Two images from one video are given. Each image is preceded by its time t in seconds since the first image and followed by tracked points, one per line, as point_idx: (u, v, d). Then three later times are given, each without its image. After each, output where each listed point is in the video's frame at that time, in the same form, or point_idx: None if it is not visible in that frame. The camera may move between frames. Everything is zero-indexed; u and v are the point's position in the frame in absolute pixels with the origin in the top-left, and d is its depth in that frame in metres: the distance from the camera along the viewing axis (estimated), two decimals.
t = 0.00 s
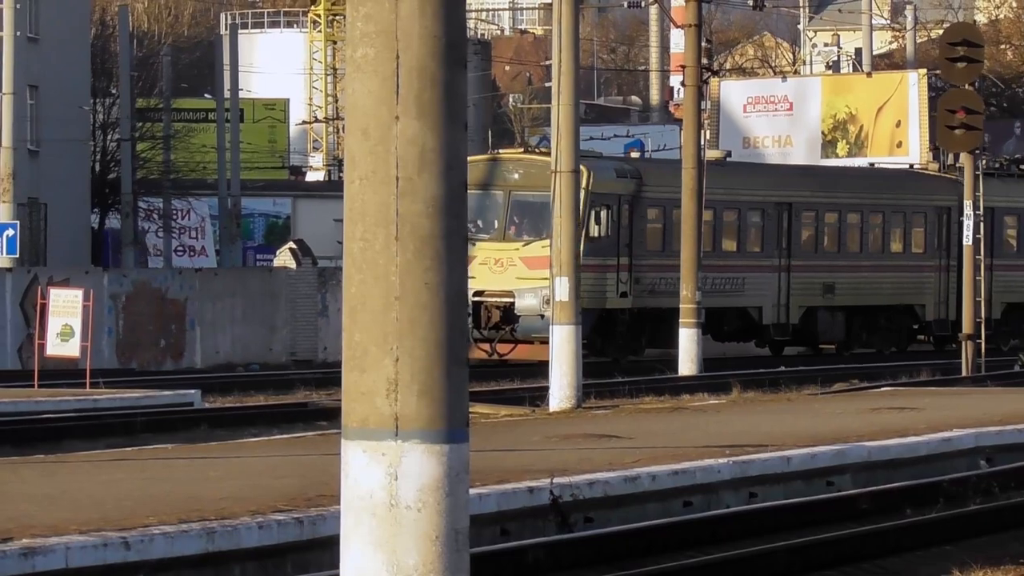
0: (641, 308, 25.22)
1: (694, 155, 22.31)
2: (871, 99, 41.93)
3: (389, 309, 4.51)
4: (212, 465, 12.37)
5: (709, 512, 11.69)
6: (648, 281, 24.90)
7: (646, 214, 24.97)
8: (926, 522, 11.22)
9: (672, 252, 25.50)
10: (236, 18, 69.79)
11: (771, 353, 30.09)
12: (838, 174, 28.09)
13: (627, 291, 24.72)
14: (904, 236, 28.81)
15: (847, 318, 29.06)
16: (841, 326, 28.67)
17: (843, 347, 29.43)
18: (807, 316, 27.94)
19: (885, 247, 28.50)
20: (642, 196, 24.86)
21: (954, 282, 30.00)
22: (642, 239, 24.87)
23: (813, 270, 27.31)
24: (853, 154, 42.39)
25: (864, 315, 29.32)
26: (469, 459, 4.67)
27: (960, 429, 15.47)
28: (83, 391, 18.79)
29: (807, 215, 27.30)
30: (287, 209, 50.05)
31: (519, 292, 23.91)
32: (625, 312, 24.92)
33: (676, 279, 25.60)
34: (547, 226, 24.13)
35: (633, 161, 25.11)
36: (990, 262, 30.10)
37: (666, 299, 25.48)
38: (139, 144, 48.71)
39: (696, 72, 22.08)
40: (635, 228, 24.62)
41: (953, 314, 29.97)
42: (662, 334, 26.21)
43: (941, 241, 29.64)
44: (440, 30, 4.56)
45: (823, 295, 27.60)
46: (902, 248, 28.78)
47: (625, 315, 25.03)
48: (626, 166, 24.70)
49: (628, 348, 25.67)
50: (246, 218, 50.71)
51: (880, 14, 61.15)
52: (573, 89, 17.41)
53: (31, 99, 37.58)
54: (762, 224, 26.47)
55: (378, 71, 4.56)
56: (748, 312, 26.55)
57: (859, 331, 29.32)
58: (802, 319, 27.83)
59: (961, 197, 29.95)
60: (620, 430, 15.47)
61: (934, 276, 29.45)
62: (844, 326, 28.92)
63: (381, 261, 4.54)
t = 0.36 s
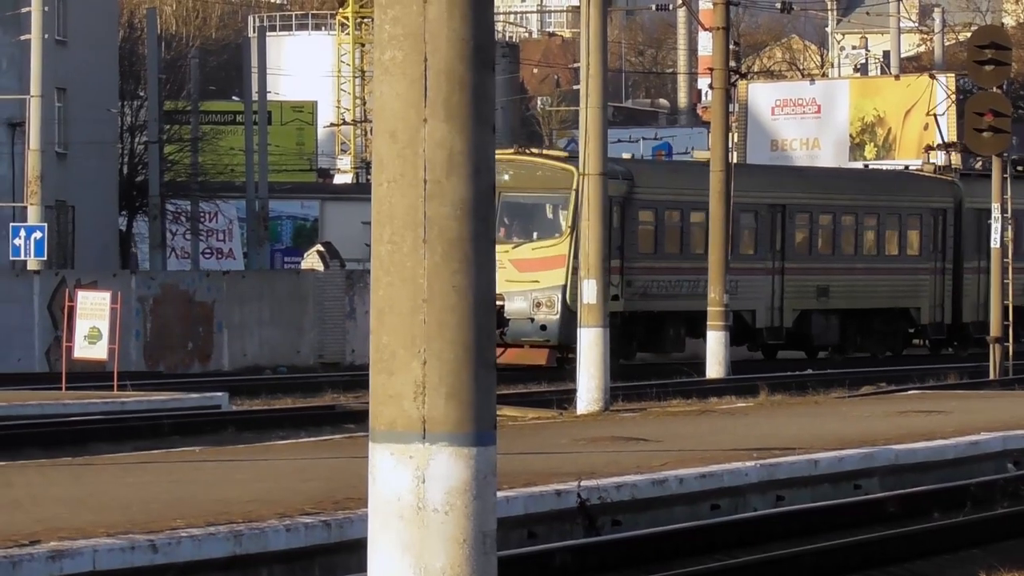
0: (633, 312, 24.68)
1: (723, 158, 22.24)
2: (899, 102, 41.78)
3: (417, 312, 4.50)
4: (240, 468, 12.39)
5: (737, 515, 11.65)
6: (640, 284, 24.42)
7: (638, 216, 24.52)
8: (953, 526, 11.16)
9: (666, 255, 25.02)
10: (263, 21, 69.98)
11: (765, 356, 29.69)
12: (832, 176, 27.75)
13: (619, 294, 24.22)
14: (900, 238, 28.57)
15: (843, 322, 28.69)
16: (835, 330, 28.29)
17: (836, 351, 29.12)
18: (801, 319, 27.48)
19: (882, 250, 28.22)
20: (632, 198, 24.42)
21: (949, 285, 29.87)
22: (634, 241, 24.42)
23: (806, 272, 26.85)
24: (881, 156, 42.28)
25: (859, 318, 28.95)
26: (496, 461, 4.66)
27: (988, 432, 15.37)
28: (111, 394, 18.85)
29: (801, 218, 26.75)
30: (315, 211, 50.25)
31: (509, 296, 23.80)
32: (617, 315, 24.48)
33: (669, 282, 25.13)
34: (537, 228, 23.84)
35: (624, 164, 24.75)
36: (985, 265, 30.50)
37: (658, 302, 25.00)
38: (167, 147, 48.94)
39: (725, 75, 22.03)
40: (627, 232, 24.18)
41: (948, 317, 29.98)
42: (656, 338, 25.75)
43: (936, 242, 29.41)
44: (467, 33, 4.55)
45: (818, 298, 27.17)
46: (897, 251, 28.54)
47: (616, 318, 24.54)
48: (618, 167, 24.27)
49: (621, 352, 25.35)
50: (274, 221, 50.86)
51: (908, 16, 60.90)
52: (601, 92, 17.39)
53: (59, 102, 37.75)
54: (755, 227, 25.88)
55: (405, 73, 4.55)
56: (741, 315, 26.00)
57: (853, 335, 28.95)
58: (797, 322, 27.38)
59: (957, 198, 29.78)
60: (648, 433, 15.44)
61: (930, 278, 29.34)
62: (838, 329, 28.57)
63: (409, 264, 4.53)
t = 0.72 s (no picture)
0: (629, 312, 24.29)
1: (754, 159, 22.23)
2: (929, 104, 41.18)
3: (447, 312, 4.51)
4: (271, 468, 12.41)
5: (768, 514, 11.61)
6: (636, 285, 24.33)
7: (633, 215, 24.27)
8: (984, 524, 11.10)
9: (661, 255, 24.73)
10: (295, 21, 70.09)
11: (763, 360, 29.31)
12: (831, 173, 27.42)
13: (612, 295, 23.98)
14: (896, 238, 28.13)
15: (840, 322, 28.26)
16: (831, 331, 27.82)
17: (833, 351, 28.68)
18: (797, 320, 27.08)
19: (878, 249, 27.77)
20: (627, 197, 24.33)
21: (948, 285, 29.27)
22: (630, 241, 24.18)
23: (802, 272, 26.57)
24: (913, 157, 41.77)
25: (856, 319, 28.52)
26: (527, 461, 4.66)
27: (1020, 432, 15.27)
28: (143, 393, 18.91)
29: (796, 217, 26.49)
30: (346, 212, 50.57)
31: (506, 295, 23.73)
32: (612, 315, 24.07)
33: (663, 283, 24.78)
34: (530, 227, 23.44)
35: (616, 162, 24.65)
36: (984, 265, 29.79)
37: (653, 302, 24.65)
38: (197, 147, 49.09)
39: (756, 75, 22.05)
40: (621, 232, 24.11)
41: (946, 319, 29.41)
42: (652, 340, 25.38)
43: (935, 241, 28.96)
44: (498, 33, 4.55)
45: (814, 299, 26.83)
46: (894, 250, 28.07)
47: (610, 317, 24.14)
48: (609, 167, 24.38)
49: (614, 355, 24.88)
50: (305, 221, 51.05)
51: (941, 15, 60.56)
52: (632, 91, 17.40)
53: (91, 102, 37.88)
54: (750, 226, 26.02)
55: (436, 74, 4.55)
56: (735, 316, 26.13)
57: (849, 335, 28.52)
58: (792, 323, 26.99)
59: (956, 197, 29.28)
60: (679, 432, 15.41)
61: (927, 279, 28.82)
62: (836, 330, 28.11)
63: (440, 264, 4.54)
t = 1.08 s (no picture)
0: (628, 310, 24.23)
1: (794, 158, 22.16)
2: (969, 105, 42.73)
3: (488, 311, 4.51)
4: (310, 466, 12.45)
5: (809, 513, 11.56)
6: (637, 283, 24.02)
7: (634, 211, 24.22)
8: None
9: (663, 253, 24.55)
10: (336, 20, 70.28)
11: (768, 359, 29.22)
12: (841, 172, 27.26)
13: (616, 293, 23.87)
14: (904, 235, 27.77)
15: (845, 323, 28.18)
16: (837, 330, 27.78)
17: (840, 351, 28.58)
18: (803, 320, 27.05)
19: (885, 248, 27.46)
20: (630, 194, 24.06)
21: (955, 284, 28.84)
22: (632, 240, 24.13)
23: (811, 270, 26.21)
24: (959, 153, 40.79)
25: (862, 319, 28.37)
26: (569, 460, 4.65)
27: None
28: (183, 392, 19.01)
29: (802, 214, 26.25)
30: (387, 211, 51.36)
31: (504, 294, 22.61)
32: (614, 316, 24.13)
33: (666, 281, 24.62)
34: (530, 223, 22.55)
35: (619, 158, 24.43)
36: (993, 263, 29.25)
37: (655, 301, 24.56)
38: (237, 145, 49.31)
39: (796, 74, 21.94)
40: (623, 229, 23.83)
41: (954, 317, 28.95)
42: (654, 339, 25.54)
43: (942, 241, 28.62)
44: (539, 32, 4.54)
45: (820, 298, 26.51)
46: (901, 248, 27.73)
47: (613, 317, 24.14)
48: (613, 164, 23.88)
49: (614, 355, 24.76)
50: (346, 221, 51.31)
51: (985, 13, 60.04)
52: (673, 90, 17.37)
53: (131, 101, 38.04)
54: (757, 225, 25.72)
55: (477, 72, 4.55)
56: (741, 315, 25.77)
57: (856, 335, 28.37)
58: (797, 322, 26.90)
59: (963, 195, 28.98)
60: (720, 431, 15.36)
61: (934, 278, 28.44)
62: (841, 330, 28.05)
63: (482, 263, 4.54)
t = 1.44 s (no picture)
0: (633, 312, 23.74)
1: (836, 158, 22.06)
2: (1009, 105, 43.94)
3: (531, 312, 4.50)
4: (354, 467, 12.47)
5: (852, 513, 11.51)
6: (641, 283, 23.53)
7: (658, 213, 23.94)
8: None
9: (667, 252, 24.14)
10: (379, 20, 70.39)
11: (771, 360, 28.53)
12: (857, 170, 26.57)
13: (620, 293, 23.29)
14: (913, 235, 27.26)
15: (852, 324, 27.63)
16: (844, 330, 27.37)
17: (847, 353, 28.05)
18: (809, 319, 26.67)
19: (893, 248, 26.93)
20: (634, 192, 23.45)
21: (964, 284, 28.39)
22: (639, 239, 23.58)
23: (814, 270, 26.08)
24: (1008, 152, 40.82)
25: (870, 319, 27.80)
26: (613, 461, 4.64)
27: None
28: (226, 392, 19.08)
29: (808, 215, 26.12)
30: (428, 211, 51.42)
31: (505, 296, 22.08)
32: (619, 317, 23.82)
33: (672, 281, 24.20)
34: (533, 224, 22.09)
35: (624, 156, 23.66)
36: (1002, 263, 28.98)
37: (660, 302, 24.08)
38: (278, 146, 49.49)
39: (838, 73, 21.78)
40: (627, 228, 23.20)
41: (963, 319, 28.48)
42: (658, 341, 24.95)
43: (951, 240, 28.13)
44: (581, 31, 4.53)
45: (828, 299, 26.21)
46: (910, 248, 27.23)
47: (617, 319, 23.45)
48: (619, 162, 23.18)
49: (620, 354, 24.64)
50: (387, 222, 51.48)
51: None
52: (714, 89, 17.30)
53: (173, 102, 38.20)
54: (762, 224, 25.12)
55: (520, 72, 4.55)
56: (747, 317, 25.26)
57: (863, 336, 27.87)
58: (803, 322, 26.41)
59: (972, 193, 28.48)
60: (763, 432, 15.29)
61: (943, 279, 27.91)
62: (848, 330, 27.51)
63: (524, 263, 4.53)
